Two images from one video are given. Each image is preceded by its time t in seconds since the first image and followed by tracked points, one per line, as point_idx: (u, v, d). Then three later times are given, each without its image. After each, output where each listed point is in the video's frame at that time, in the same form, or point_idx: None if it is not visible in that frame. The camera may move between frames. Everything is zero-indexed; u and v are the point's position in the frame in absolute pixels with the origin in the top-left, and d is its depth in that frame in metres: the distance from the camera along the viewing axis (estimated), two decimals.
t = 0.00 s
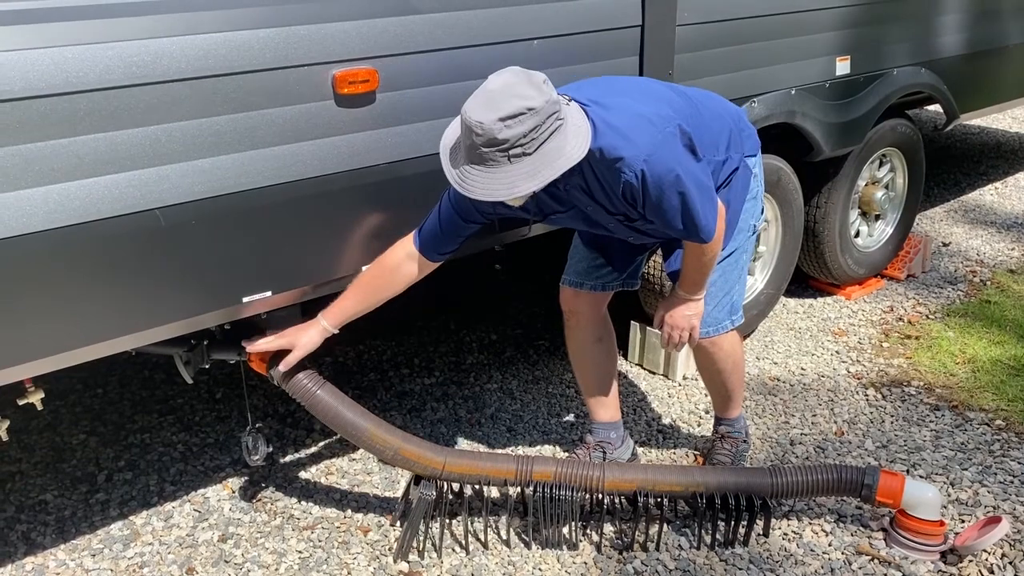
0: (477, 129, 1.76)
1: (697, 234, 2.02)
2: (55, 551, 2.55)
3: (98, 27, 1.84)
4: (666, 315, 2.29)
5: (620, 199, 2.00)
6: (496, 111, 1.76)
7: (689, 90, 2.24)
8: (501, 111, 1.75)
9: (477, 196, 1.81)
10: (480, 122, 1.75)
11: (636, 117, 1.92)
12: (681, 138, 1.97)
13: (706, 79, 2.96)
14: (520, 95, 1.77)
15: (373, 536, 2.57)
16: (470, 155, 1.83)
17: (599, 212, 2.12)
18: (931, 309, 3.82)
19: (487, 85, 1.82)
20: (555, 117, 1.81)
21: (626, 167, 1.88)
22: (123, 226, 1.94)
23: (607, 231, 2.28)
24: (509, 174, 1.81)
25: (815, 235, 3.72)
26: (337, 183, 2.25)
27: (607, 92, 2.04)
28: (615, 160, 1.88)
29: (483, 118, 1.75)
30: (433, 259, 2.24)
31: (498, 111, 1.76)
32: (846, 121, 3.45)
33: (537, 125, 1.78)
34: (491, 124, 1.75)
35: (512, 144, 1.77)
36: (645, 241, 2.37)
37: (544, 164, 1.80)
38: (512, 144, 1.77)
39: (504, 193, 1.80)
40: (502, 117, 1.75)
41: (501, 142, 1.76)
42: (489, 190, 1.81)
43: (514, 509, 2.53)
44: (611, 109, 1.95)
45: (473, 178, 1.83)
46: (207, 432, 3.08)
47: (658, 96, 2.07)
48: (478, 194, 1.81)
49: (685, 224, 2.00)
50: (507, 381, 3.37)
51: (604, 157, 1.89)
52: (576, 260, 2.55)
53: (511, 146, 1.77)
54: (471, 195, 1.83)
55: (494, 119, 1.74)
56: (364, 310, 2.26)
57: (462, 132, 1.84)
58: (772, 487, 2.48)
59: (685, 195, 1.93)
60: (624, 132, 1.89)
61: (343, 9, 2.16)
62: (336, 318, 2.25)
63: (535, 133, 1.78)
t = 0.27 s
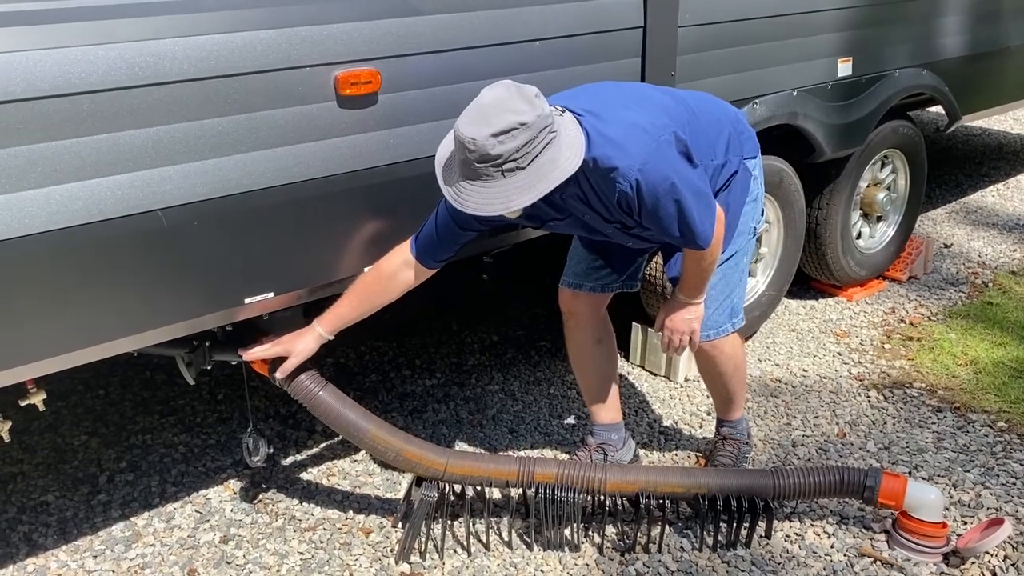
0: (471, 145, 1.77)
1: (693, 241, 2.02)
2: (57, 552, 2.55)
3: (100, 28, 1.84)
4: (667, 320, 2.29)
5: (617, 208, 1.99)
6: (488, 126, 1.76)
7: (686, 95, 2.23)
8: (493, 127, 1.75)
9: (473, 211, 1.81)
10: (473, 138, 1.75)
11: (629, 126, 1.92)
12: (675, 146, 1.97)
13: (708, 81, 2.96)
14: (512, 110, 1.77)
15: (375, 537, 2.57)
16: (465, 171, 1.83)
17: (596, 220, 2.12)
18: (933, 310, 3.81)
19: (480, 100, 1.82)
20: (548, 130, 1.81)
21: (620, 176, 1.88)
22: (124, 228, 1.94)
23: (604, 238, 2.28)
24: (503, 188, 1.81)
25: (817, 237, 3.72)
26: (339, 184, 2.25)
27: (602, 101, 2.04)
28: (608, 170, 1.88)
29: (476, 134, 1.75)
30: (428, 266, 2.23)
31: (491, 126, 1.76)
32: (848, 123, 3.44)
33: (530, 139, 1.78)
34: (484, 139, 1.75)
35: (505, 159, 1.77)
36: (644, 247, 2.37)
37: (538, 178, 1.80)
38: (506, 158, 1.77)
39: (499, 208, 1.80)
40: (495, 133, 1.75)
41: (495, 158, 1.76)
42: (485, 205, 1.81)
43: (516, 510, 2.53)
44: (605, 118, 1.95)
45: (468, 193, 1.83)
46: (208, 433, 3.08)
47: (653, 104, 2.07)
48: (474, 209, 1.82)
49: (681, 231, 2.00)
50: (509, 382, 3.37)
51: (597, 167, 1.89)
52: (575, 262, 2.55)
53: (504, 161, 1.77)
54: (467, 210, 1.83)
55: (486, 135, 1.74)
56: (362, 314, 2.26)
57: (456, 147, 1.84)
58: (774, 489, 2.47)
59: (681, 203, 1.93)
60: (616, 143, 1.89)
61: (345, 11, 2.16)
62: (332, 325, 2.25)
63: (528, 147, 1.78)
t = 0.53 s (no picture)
0: (473, 141, 1.77)
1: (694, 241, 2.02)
2: (61, 551, 2.55)
3: (106, 28, 1.84)
4: (669, 320, 2.29)
5: (618, 208, 1.99)
6: (491, 121, 1.76)
7: (689, 96, 2.23)
8: (496, 122, 1.75)
9: (474, 206, 1.81)
10: (475, 133, 1.75)
11: (632, 126, 1.91)
12: (678, 147, 1.97)
13: (712, 81, 2.96)
14: (516, 106, 1.77)
15: (378, 538, 2.57)
16: (467, 166, 1.83)
17: (597, 220, 2.12)
18: (936, 311, 3.81)
19: (483, 96, 1.82)
20: (551, 128, 1.81)
21: (621, 176, 1.87)
22: (129, 228, 1.94)
23: (606, 237, 2.27)
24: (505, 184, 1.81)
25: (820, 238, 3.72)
26: (344, 184, 2.25)
27: (605, 100, 2.04)
28: (610, 170, 1.88)
29: (479, 129, 1.76)
30: (431, 265, 2.23)
31: (493, 122, 1.76)
32: (852, 123, 3.44)
33: (532, 136, 1.78)
34: (486, 135, 1.75)
35: (507, 155, 1.77)
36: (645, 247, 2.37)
37: (540, 175, 1.79)
38: (508, 154, 1.77)
39: (500, 203, 1.80)
40: (497, 128, 1.75)
41: (497, 153, 1.76)
42: (485, 200, 1.81)
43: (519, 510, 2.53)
44: (608, 117, 1.95)
45: (470, 188, 1.83)
46: (212, 433, 3.08)
47: (656, 104, 2.06)
48: (474, 205, 1.82)
49: (682, 231, 2.00)
50: (512, 383, 3.37)
51: (599, 167, 1.89)
52: (576, 262, 2.55)
53: (507, 156, 1.77)
54: (468, 205, 1.83)
55: (489, 130, 1.75)
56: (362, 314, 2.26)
57: (459, 143, 1.84)
58: (778, 490, 2.47)
59: (682, 203, 1.93)
60: (618, 142, 1.88)
61: (350, 11, 2.16)
62: (336, 325, 2.25)
63: (530, 143, 1.78)
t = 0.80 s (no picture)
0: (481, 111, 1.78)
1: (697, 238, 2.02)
2: (66, 550, 2.55)
3: (113, 28, 1.85)
4: (672, 320, 2.28)
5: (622, 198, 2.00)
6: (499, 91, 1.77)
7: (698, 90, 2.24)
8: (505, 92, 1.77)
9: (483, 177, 1.82)
10: (484, 103, 1.76)
11: (641, 116, 1.92)
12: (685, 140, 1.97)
13: (717, 82, 2.96)
14: (523, 77, 1.79)
15: (383, 537, 2.58)
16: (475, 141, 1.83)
17: (601, 210, 2.13)
18: (941, 312, 3.80)
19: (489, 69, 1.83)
20: (558, 100, 1.82)
21: (628, 165, 1.88)
22: (134, 228, 1.94)
23: (608, 228, 2.29)
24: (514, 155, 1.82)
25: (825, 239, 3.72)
26: (349, 184, 2.25)
27: (616, 88, 2.04)
28: (616, 158, 1.89)
29: (487, 100, 1.77)
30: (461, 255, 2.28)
31: (502, 92, 1.77)
32: (857, 124, 3.44)
33: (541, 106, 1.79)
34: (495, 105, 1.76)
35: (517, 125, 1.78)
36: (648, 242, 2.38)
37: (548, 145, 1.80)
38: (517, 124, 1.78)
39: (510, 174, 1.80)
40: (506, 98, 1.77)
41: (507, 123, 1.77)
42: (494, 171, 1.82)
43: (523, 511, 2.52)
44: (617, 105, 1.95)
45: (477, 161, 1.83)
46: (216, 432, 3.09)
47: (666, 95, 2.07)
48: (483, 176, 1.82)
49: (685, 227, 1.99)
50: (516, 383, 3.37)
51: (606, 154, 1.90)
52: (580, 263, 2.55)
53: (516, 126, 1.78)
54: (476, 178, 1.83)
55: (498, 100, 1.76)
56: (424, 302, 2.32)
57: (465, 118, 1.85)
58: (782, 491, 2.47)
59: (687, 198, 1.92)
60: (627, 130, 1.89)
61: (356, 12, 2.17)
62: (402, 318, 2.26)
63: (539, 114, 1.79)
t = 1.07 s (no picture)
0: (498, 60, 1.85)
1: (711, 215, 2.00)
2: (76, 547, 2.56)
3: (126, 25, 1.85)
4: (690, 312, 2.26)
5: (636, 170, 2.01)
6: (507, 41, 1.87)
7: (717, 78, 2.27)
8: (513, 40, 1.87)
9: (517, 119, 1.84)
10: (498, 50, 1.85)
11: (657, 85, 1.95)
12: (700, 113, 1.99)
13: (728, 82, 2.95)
14: (524, 29, 1.91)
15: (392, 536, 2.57)
16: (494, 97, 1.88)
17: (615, 189, 2.15)
18: (952, 313, 3.79)
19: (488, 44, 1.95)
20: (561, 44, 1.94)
21: (641, 131, 1.90)
22: (146, 226, 1.94)
23: (622, 215, 2.30)
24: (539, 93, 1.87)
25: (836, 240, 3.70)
26: (361, 183, 2.25)
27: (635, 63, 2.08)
28: (630, 124, 1.91)
29: (501, 48, 1.86)
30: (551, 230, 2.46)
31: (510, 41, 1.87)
32: (868, 124, 3.42)
33: (548, 46, 1.89)
34: (508, 48, 1.85)
35: (533, 62, 1.86)
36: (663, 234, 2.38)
37: (568, 79, 1.88)
38: (534, 61, 1.86)
39: (542, 106, 1.84)
40: (516, 44, 1.86)
41: (524, 60, 1.85)
42: (526, 109, 1.85)
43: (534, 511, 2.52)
44: (633, 75, 1.99)
45: (507, 110, 1.87)
46: (226, 431, 3.09)
47: (684, 73, 2.10)
48: (517, 117, 1.84)
49: (699, 201, 1.98)
50: (525, 382, 3.36)
51: (619, 121, 1.92)
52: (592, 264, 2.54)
53: (532, 64, 1.86)
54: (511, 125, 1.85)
55: (510, 45, 1.85)
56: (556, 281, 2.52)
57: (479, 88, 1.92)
58: (794, 492, 2.47)
59: (702, 168, 1.92)
60: (641, 97, 1.91)
61: (368, 10, 2.16)
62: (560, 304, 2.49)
63: (549, 52, 1.89)
